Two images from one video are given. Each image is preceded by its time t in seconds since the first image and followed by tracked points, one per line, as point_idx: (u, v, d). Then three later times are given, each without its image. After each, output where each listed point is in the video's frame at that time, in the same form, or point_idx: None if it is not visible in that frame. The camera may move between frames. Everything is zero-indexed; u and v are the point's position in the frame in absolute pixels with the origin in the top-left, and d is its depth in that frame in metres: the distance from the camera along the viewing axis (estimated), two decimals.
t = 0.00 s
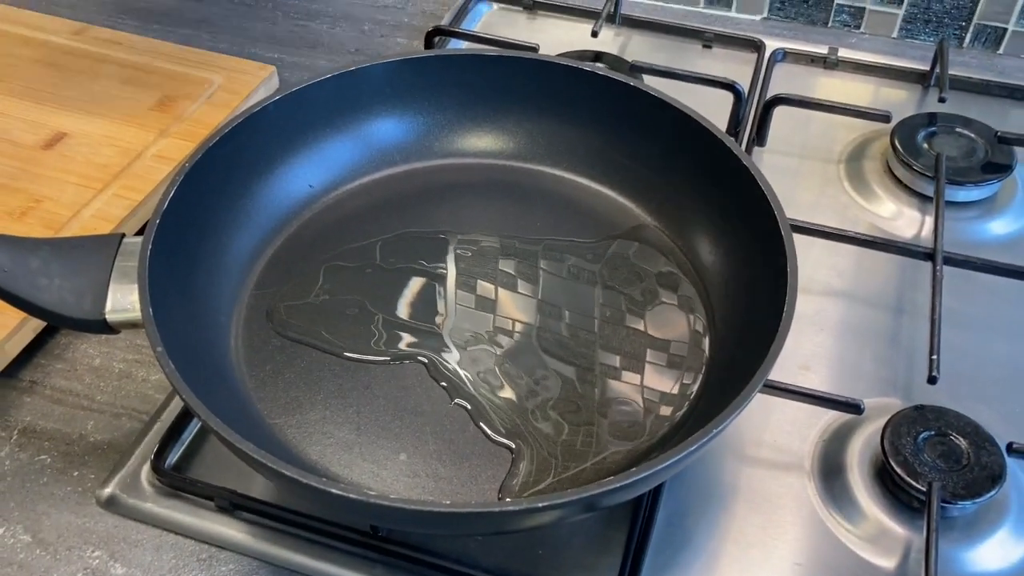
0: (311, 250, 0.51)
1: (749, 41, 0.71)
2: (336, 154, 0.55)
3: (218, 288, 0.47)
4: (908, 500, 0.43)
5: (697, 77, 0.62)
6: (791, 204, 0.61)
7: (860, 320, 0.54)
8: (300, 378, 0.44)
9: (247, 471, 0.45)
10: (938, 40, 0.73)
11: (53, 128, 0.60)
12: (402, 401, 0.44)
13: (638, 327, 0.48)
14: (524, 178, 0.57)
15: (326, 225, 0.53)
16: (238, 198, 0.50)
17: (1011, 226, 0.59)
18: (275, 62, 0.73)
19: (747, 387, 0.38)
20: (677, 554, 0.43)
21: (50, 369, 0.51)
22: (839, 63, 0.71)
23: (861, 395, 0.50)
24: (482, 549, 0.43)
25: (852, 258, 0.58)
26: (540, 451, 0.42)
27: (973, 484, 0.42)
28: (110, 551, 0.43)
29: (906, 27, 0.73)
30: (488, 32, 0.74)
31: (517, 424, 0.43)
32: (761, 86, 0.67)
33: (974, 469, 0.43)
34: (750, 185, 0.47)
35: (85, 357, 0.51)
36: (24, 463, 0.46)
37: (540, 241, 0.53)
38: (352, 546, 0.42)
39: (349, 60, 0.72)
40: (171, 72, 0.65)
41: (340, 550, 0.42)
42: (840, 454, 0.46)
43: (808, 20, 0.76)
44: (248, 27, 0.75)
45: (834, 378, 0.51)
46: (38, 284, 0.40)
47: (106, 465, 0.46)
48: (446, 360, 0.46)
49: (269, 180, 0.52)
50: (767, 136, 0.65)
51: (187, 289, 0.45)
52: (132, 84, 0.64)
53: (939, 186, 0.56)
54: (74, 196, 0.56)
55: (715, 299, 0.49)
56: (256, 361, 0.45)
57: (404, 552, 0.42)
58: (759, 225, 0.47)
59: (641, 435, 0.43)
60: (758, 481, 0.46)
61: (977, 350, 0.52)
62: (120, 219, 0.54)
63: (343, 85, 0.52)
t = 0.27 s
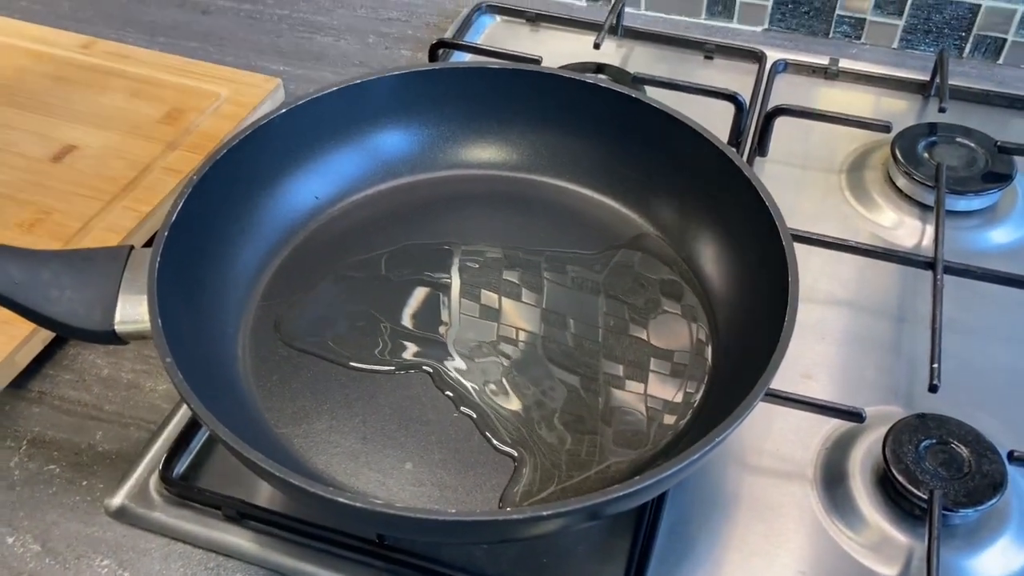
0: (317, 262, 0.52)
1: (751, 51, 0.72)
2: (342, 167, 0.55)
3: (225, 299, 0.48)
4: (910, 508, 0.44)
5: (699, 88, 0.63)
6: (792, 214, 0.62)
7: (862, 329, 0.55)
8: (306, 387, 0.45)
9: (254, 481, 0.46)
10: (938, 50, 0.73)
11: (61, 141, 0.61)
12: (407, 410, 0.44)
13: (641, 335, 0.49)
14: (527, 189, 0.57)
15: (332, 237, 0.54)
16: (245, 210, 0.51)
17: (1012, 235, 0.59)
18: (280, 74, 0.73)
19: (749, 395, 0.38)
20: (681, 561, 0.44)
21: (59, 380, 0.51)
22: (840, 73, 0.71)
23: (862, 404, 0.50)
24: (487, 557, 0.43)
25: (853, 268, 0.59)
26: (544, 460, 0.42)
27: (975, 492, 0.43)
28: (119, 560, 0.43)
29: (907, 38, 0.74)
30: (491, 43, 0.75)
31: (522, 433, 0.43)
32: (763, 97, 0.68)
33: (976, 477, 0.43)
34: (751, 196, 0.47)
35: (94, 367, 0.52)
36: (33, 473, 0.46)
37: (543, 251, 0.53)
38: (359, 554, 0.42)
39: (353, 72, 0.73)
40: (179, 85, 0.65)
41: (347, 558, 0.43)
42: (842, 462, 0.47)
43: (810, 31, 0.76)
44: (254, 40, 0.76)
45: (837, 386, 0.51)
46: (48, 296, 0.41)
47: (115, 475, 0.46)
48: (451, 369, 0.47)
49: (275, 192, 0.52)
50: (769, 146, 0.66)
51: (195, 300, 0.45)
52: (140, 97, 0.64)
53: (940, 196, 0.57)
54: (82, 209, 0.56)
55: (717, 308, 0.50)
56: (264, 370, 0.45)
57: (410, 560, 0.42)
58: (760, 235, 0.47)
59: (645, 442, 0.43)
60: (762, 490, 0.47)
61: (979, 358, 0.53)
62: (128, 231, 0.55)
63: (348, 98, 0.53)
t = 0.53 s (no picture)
0: (328, 291, 0.53)
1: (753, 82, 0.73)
2: (354, 200, 0.57)
3: (241, 329, 0.49)
4: (911, 534, 0.45)
5: (702, 120, 0.65)
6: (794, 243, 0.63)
7: (864, 357, 0.56)
8: (318, 416, 0.46)
9: (267, 507, 0.47)
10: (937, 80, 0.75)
11: (78, 173, 0.62)
12: (417, 438, 0.45)
13: (648, 360, 0.50)
14: (536, 219, 0.58)
15: (344, 266, 0.55)
16: (259, 242, 0.52)
17: (1011, 262, 0.60)
18: (292, 105, 0.75)
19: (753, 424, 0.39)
20: None
21: (76, 408, 0.52)
22: (840, 104, 0.72)
23: (864, 430, 0.51)
24: None
25: (855, 295, 0.59)
26: (552, 487, 0.43)
27: (975, 519, 0.44)
28: None
29: (906, 68, 0.75)
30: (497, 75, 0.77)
31: (530, 458, 0.44)
32: (765, 127, 0.69)
33: (976, 503, 0.44)
34: (753, 226, 0.49)
35: (110, 395, 0.53)
36: (52, 500, 0.48)
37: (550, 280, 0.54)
38: None
39: (363, 103, 0.75)
40: (193, 117, 0.67)
41: None
42: (844, 488, 0.48)
43: (811, 61, 0.78)
44: (266, 72, 0.78)
45: (839, 413, 0.52)
46: (69, 328, 0.42)
47: (131, 501, 0.47)
48: (460, 396, 0.48)
49: (289, 225, 0.54)
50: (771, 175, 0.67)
51: (211, 330, 0.46)
52: (155, 129, 0.66)
53: (939, 225, 0.58)
54: (99, 240, 0.58)
55: (720, 333, 0.51)
56: (278, 398, 0.46)
57: None
58: (762, 264, 0.48)
59: (651, 466, 0.44)
60: (766, 516, 0.47)
61: (979, 385, 0.54)
62: (143, 262, 0.56)
63: (359, 133, 0.54)
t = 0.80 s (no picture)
0: (347, 343, 0.54)
1: (759, 135, 0.75)
2: (371, 255, 0.58)
3: (261, 381, 0.50)
4: None
5: (709, 174, 0.66)
6: (800, 295, 0.64)
7: (870, 408, 0.57)
8: (335, 467, 0.47)
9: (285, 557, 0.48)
10: (940, 133, 0.76)
11: (104, 227, 0.64)
12: (431, 489, 0.46)
13: (659, 408, 0.50)
14: (549, 272, 0.59)
15: (362, 319, 0.56)
16: (280, 296, 0.53)
17: (1015, 314, 0.61)
18: (310, 159, 0.77)
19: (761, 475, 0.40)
20: None
21: (99, 458, 0.53)
22: (845, 156, 0.75)
23: (870, 482, 0.52)
24: None
25: (861, 347, 0.60)
26: (563, 538, 0.44)
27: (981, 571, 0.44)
28: None
29: (910, 121, 0.77)
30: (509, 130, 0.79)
31: (543, 507, 0.45)
32: (771, 181, 0.71)
33: (982, 556, 0.45)
34: (759, 280, 0.50)
35: (132, 444, 0.54)
36: (75, 548, 0.49)
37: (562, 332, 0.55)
38: None
39: (379, 157, 0.77)
40: (215, 172, 0.69)
41: None
42: (851, 539, 0.48)
43: (816, 114, 0.79)
44: (285, 126, 0.80)
45: (847, 464, 0.53)
46: (95, 382, 0.44)
47: (152, 550, 0.48)
48: (472, 446, 0.49)
49: (308, 279, 0.55)
50: (777, 228, 0.69)
51: (232, 383, 0.48)
52: (178, 183, 0.68)
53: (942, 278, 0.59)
54: (122, 292, 0.59)
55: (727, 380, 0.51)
56: (296, 449, 0.48)
57: None
58: (769, 317, 0.49)
59: (662, 512, 0.45)
60: (776, 567, 0.48)
61: (986, 436, 0.54)
62: (165, 314, 0.58)
63: (376, 189, 0.56)
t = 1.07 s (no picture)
0: (380, 395, 0.56)
1: (779, 192, 0.76)
2: (403, 310, 0.60)
3: (297, 433, 0.52)
4: None
5: (731, 231, 0.68)
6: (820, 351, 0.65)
7: (892, 464, 0.57)
8: (369, 520, 0.48)
9: None
10: (957, 191, 0.78)
11: (143, 281, 0.66)
12: (462, 543, 0.47)
13: (678, 456, 0.51)
14: (574, 327, 0.60)
15: (394, 371, 0.57)
16: (316, 351, 0.55)
17: None
18: (340, 213, 0.79)
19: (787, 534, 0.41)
20: None
21: (137, 507, 0.55)
22: (864, 213, 0.76)
23: (892, 537, 0.53)
24: None
25: (882, 402, 0.61)
26: None
27: None
28: None
29: (927, 178, 0.79)
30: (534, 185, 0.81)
31: (571, 559, 0.46)
32: (791, 237, 0.72)
33: None
34: (782, 338, 0.51)
35: (169, 494, 0.56)
36: None
37: (587, 387, 0.56)
38: None
39: (407, 211, 0.79)
40: (250, 227, 0.71)
41: None
42: None
43: (835, 171, 0.81)
44: (316, 181, 0.83)
45: (869, 520, 0.54)
46: (140, 435, 0.45)
47: None
48: (499, 500, 0.49)
49: (342, 334, 0.57)
50: (798, 283, 0.70)
51: (269, 435, 0.49)
52: (215, 238, 0.70)
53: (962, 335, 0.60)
54: (161, 344, 0.61)
55: (749, 432, 0.53)
56: (329, 501, 0.49)
57: None
58: (793, 375, 0.50)
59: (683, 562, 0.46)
60: None
61: (1008, 493, 0.55)
62: (203, 366, 0.60)
63: (409, 246, 0.58)
